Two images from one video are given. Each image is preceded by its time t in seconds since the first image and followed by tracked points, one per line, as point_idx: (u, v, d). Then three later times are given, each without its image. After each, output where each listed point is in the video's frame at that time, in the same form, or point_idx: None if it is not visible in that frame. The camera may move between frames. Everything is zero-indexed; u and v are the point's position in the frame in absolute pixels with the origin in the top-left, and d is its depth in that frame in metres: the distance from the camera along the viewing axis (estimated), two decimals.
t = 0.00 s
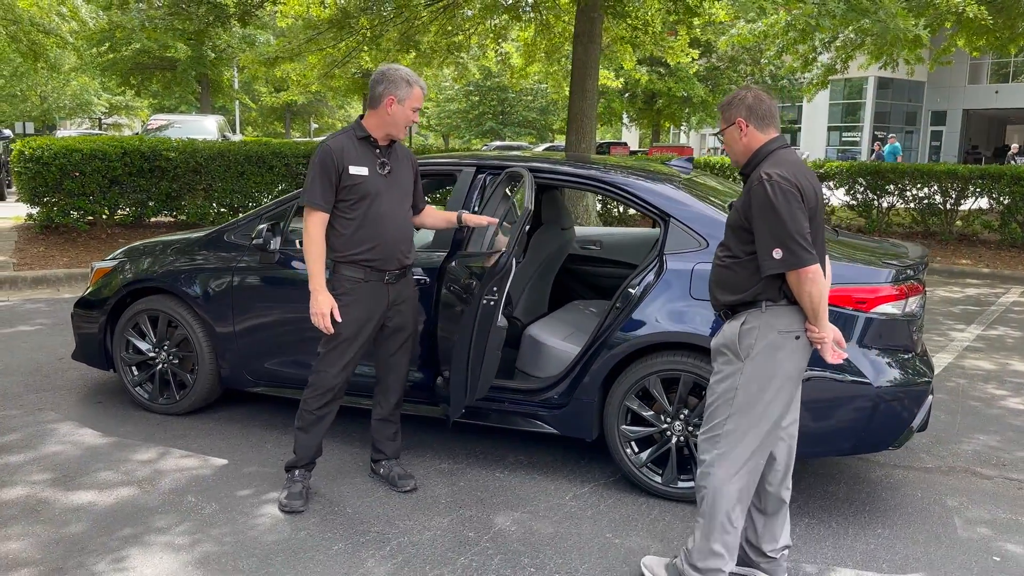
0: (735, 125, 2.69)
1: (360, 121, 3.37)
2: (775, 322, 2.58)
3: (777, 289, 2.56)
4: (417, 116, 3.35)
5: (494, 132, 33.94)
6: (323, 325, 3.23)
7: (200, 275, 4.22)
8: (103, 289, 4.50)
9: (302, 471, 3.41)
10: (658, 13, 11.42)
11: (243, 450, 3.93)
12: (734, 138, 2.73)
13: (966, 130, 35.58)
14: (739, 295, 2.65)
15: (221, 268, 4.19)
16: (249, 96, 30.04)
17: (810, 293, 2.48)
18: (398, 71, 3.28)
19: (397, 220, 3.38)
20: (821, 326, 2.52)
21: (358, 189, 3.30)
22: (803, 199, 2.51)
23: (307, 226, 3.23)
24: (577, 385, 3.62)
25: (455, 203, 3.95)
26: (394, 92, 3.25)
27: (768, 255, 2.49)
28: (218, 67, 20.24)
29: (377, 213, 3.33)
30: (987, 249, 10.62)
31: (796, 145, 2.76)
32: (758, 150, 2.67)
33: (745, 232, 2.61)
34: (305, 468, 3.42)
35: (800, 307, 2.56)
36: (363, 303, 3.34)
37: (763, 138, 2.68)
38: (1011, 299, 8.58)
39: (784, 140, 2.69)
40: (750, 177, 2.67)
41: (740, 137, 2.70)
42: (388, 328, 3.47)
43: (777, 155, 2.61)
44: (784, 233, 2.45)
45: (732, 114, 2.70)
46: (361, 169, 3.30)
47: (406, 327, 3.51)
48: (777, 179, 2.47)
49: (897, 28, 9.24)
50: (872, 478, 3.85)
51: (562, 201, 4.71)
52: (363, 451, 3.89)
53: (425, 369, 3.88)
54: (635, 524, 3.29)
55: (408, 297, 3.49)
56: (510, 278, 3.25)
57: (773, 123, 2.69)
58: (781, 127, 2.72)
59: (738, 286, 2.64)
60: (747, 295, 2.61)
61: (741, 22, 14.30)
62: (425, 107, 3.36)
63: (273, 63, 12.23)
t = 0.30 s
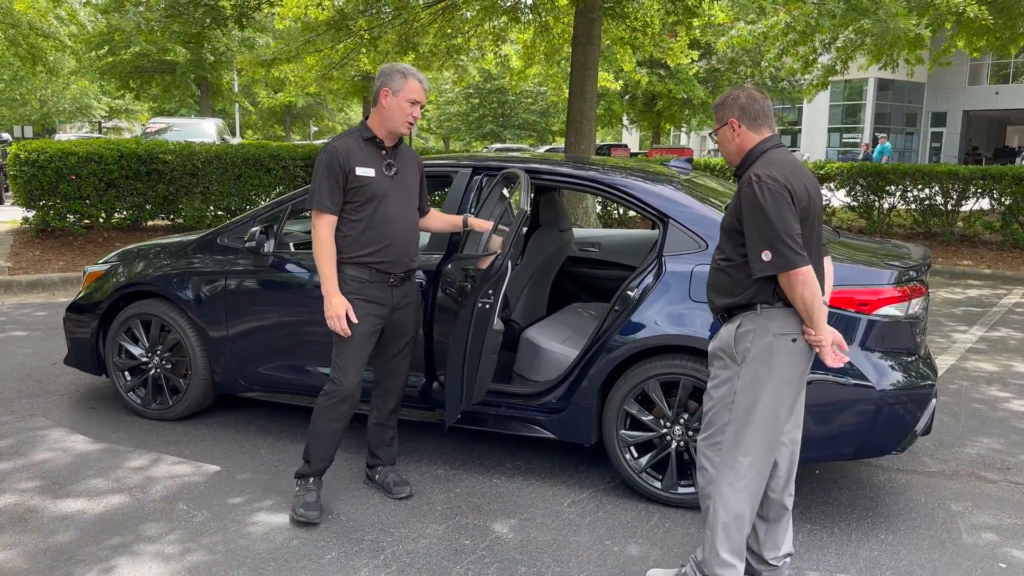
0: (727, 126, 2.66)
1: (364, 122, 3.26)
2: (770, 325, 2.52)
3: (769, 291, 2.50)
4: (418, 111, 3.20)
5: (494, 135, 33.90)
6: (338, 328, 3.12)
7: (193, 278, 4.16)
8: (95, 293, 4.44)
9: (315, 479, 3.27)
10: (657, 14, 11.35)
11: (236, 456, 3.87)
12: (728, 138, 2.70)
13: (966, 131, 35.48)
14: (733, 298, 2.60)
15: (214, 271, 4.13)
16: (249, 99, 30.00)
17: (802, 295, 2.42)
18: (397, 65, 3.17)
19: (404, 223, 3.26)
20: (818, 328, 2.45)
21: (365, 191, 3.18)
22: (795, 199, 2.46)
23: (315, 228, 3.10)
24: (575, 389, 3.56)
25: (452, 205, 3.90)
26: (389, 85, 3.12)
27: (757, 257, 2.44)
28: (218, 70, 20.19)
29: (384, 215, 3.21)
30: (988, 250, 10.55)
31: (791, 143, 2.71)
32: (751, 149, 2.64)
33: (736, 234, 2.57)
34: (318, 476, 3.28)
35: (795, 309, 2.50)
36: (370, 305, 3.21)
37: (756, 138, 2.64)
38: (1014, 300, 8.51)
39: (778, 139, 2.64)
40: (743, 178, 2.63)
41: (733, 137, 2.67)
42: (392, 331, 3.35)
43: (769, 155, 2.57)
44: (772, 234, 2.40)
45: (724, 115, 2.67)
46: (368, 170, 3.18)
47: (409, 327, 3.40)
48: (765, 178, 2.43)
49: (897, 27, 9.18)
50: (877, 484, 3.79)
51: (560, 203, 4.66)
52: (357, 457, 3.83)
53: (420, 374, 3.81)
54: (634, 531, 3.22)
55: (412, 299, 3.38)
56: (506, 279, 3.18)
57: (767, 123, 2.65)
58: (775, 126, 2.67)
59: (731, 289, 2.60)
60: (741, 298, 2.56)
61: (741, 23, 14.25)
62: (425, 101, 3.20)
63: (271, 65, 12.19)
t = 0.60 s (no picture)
0: (725, 130, 2.56)
1: (353, 125, 3.06)
2: (779, 334, 2.42)
3: (777, 300, 2.40)
4: (411, 115, 3.03)
5: (491, 138, 33.83)
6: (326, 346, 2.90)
7: (180, 287, 4.05)
8: (80, 302, 4.33)
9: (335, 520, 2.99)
10: (654, 16, 11.26)
11: (225, 470, 3.75)
12: (726, 143, 2.60)
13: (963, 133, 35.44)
14: (739, 309, 2.50)
15: (202, 279, 4.02)
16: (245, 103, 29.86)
17: (810, 302, 2.31)
18: (389, 66, 3.01)
19: (398, 232, 3.09)
20: (828, 337, 2.36)
21: (357, 199, 2.99)
22: (799, 204, 2.35)
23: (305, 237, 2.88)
24: (574, 400, 3.45)
25: (446, 210, 3.79)
26: (381, 87, 2.96)
27: (762, 265, 2.34)
28: (212, 74, 20.07)
29: (378, 225, 3.03)
30: (989, 252, 10.47)
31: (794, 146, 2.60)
32: (750, 154, 2.53)
33: (739, 241, 2.46)
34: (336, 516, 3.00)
35: (804, 318, 2.39)
36: (365, 319, 3.03)
37: (755, 142, 2.54)
38: (1016, 303, 8.41)
39: (778, 142, 2.54)
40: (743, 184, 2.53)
41: (731, 142, 2.56)
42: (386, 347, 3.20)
43: (770, 158, 2.46)
44: (777, 240, 2.30)
45: (721, 119, 2.57)
46: (362, 176, 2.99)
47: (403, 342, 3.24)
48: (766, 182, 2.32)
49: (897, 28, 9.09)
50: (885, 495, 3.69)
51: (557, 207, 4.56)
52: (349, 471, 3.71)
53: (415, 385, 3.70)
54: (636, 548, 3.11)
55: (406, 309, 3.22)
56: (501, 287, 3.07)
57: (766, 126, 2.55)
58: (774, 129, 2.57)
59: (736, 300, 2.50)
60: (747, 308, 2.46)
61: (737, 25, 14.18)
62: (418, 104, 3.04)
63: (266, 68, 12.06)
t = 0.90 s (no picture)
0: (734, 132, 2.46)
1: (328, 126, 2.93)
2: (794, 345, 2.35)
3: (794, 309, 2.33)
4: (389, 110, 2.89)
5: (488, 141, 33.75)
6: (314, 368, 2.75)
7: (169, 295, 3.93)
8: (66, 310, 4.21)
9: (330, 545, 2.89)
10: (653, 17, 11.15)
11: (215, 484, 3.64)
12: (734, 145, 2.50)
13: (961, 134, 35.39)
14: (753, 318, 2.43)
15: (191, 287, 3.89)
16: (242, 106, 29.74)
17: (829, 312, 2.24)
18: (363, 59, 2.86)
19: (385, 238, 2.99)
20: (847, 348, 2.29)
21: (340, 206, 2.87)
22: (816, 208, 2.27)
23: (286, 251, 2.75)
24: (575, 412, 3.34)
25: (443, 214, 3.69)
26: (355, 83, 2.81)
27: (778, 273, 2.27)
28: (209, 78, 19.96)
29: (364, 232, 2.92)
30: (991, 254, 10.36)
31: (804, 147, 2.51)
32: (760, 157, 2.44)
33: (753, 249, 2.39)
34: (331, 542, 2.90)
35: (821, 328, 2.33)
36: (353, 335, 2.92)
37: (765, 144, 2.44)
38: (1021, 306, 8.31)
39: (789, 143, 2.44)
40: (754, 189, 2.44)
41: (740, 145, 2.47)
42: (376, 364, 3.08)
43: (782, 161, 2.37)
44: (795, 248, 2.22)
45: (729, 121, 2.47)
46: (342, 181, 2.87)
47: (395, 356, 3.12)
48: (783, 187, 2.24)
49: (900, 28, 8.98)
50: (896, 508, 3.58)
51: (557, 211, 4.46)
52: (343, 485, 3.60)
53: (411, 397, 3.59)
54: (641, 566, 3.00)
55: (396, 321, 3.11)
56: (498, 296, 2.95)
57: (776, 127, 2.45)
58: (785, 129, 2.47)
59: (750, 309, 2.43)
60: (762, 318, 2.39)
61: (736, 27, 14.08)
62: (396, 98, 2.90)
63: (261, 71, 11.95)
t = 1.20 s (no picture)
0: (746, 131, 2.40)
1: (301, 126, 2.83)
2: (810, 354, 2.31)
3: (809, 315, 2.29)
4: (365, 106, 2.81)
5: (489, 143, 33.69)
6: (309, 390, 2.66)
7: (162, 300, 3.83)
8: (57, 316, 4.11)
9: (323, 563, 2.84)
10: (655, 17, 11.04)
11: (208, 495, 3.54)
12: (745, 145, 2.44)
13: (964, 136, 35.27)
14: (766, 325, 2.38)
15: (183, 291, 3.80)
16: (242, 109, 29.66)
17: (846, 319, 2.20)
18: (335, 53, 2.77)
19: (368, 242, 2.92)
20: (864, 357, 2.25)
21: (322, 212, 2.78)
22: (833, 212, 2.23)
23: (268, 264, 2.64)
24: (578, 421, 3.24)
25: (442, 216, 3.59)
26: (329, 79, 2.73)
27: (793, 278, 2.22)
28: (209, 81, 19.89)
29: (349, 237, 2.84)
30: (997, 256, 10.26)
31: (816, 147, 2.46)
32: (772, 157, 2.38)
33: (766, 253, 2.34)
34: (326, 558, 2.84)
35: (837, 336, 2.29)
36: (338, 347, 2.83)
37: (778, 144, 2.38)
38: None
39: (802, 143, 2.39)
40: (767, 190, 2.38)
41: (751, 145, 2.41)
42: (366, 377, 3.00)
43: (796, 163, 2.32)
44: (810, 252, 2.17)
45: (742, 119, 2.41)
46: (321, 186, 2.78)
47: (386, 366, 3.04)
48: (798, 190, 2.19)
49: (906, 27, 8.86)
50: (909, 518, 3.48)
51: (559, 214, 4.37)
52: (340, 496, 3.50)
53: (408, 405, 3.49)
54: None
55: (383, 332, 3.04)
56: (498, 301, 2.86)
57: (789, 125, 2.39)
58: (797, 128, 2.42)
59: (763, 316, 2.38)
60: (776, 325, 2.35)
61: (738, 28, 13.98)
62: (373, 94, 2.82)
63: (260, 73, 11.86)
